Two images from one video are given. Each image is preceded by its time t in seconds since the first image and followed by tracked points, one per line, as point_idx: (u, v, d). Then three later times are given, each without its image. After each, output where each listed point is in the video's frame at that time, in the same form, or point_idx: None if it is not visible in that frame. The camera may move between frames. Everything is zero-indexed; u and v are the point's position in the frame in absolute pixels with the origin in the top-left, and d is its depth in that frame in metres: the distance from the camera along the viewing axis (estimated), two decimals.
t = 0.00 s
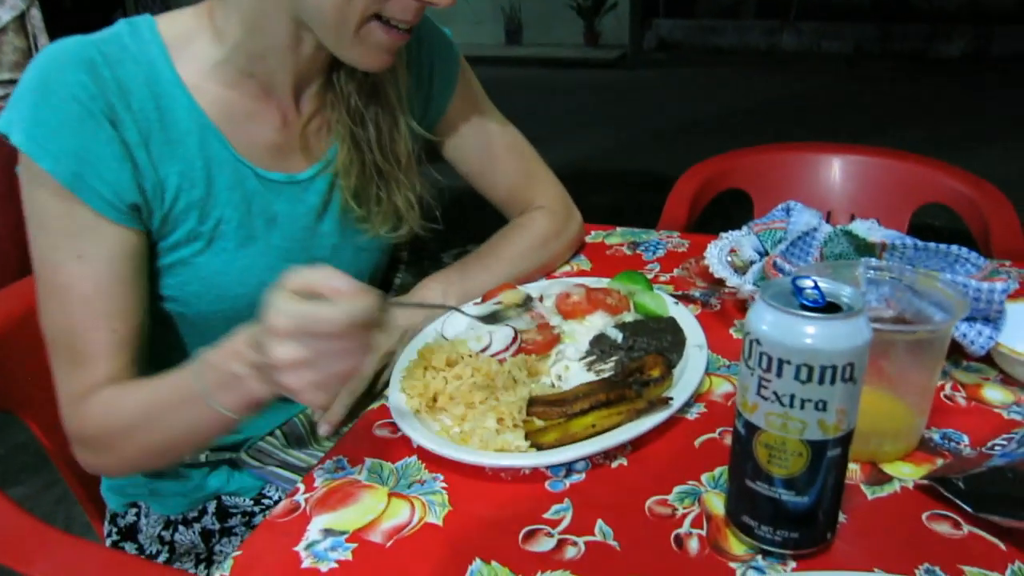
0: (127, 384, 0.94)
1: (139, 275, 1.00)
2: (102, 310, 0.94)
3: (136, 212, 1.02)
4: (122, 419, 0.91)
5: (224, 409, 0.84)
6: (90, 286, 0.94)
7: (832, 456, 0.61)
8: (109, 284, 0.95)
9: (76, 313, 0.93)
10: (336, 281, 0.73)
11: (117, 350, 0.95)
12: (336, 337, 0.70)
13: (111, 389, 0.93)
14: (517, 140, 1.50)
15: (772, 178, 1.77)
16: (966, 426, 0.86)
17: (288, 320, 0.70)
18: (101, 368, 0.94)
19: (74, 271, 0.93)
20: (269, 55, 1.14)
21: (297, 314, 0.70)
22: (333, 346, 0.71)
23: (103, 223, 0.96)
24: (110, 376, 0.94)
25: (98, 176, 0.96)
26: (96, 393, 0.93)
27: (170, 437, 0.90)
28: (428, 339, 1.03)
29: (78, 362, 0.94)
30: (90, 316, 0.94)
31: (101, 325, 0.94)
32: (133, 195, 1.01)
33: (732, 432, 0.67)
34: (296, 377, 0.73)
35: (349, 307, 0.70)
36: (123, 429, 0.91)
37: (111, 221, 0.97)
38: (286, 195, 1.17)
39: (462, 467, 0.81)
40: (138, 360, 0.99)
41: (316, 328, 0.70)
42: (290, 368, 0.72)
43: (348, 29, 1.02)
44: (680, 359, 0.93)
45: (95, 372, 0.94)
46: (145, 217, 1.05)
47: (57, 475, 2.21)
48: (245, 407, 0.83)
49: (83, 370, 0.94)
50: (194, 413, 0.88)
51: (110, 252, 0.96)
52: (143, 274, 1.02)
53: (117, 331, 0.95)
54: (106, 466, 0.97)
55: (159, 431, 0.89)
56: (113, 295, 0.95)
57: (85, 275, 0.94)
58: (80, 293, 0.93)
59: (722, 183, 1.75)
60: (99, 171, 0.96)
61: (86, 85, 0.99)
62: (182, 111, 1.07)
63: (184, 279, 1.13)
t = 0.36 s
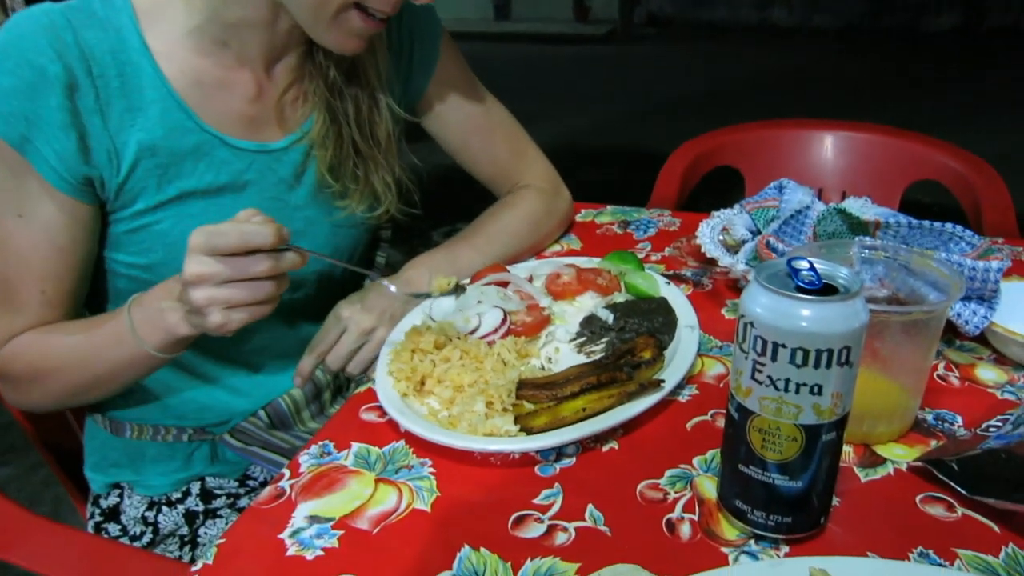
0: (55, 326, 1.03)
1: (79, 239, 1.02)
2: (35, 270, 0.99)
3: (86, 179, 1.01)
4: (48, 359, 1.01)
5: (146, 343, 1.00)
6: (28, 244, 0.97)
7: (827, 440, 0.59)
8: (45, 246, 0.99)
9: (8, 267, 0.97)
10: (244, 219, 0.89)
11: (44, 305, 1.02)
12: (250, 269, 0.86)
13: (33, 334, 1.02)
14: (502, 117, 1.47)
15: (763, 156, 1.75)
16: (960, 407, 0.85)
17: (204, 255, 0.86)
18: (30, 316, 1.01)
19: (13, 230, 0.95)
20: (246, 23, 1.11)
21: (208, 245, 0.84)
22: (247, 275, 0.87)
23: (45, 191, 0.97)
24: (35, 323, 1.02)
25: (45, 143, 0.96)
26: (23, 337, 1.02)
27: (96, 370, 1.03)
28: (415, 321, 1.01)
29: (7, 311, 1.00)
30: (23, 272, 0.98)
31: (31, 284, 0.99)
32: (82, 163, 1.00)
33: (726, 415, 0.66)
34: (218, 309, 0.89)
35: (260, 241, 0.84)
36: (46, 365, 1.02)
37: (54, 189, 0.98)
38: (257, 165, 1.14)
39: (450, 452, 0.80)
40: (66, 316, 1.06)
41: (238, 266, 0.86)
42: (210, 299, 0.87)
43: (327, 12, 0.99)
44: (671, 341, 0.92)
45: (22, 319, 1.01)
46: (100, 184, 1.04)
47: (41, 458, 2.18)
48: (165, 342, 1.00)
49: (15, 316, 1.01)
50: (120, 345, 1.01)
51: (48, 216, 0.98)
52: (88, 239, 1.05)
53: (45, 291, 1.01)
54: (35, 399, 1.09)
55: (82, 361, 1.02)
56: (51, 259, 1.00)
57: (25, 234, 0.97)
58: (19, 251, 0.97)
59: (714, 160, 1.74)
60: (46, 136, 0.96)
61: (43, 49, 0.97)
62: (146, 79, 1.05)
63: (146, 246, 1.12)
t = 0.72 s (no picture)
0: (69, 307, 1.02)
1: (93, 220, 1.02)
2: (48, 253, 0.98)
3: (101, 162, 1.01)
4: (64, 340, 1.01)
5: (178, 314, 1.00)
6: (41, 228, 0.96)
7: (816, 424, 0.60)
8: (60, 228, 0.98)
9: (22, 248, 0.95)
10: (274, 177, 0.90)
11: (59, 286, 1.01)
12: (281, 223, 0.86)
13: (47, 316, 1.01)
14: (491, 95, 1.47)
15: (753, 139, 1.75)
16: (947, 389, 0.86)
17: (239, 213, 0.87)
18: (41, 296, 1.00)
19: (28, 214, 0.94)
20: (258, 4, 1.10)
21: (239, 199, 0.86)
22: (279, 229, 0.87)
23: (61, 174, 0.96)
24: (48, 304, 1.01)
25: (62, 124, 0.95)
26: (35, 321, 1.00)
27: (118, 350, 1.03)
28: (406, 304, 1.00)
29: (20, 293, 0.99)
30: (36, 254, 0.97)
31: (46, 266, 0.98)
32: (97, 146, 0.99)
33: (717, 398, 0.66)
34: (255, 266, 0.89)
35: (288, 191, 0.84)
36: (64, 346, 1.01)
37: (70, 171, 0.97)
38: (267, 147, 1.15)
39: (441, 435, 0.80)
40: (76, 298, 1.05)
41: (271, 222, 0.87)
42: (248, 256, 0.88)
43: None
44: (663, 325, 0.92)
45: (35, 301, 1.00)
46: (113, 166, 1.04)
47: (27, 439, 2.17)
48: (199, 313, 1.00)
49: (25, 297, 0.99)
50: (142, 320, 1.01)
51: (64, 200, 0.97)
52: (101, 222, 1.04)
53: (60, 273, 1.00)
54: (48, 380, 1.07)
55: (102, 340, 1.02)
56: (65, 241, 0.98)
57: (39, 218, 0.95)
58: (31, 234, 0.95)
59: (704, 142, 1.74)
60: (62, 118, 0.95)
61: (59, 30, 0.95)
62: (160, 62, 1.03)
63: (155, 228, 1.11)
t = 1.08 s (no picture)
0: (115, 303, 1.06)
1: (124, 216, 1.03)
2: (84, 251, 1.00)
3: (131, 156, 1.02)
4: (111, 335, 1.03)
5: (247, 301, 1.05)
6: (82, 224, 0.98)
7: (817, 420, 0.60)
8: (99, 226, 1.00)
9: (63, 247, 0.98)
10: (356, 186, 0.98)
11: (98, 280, 1.03)
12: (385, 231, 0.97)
13: (93, 312, 1.04)
14: (493, 89, 1.47)
15: (751, 134, 1.75)
16: (945, 386, 0.86)
17: (349, 227, 0.95)
18: (82, 293, 1.03)
19: (65, 209, 0.96)
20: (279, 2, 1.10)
21: (356, 219, 0.94)
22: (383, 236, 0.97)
23: (93, 166, 0.97)
24: (90, 301, 1.04)
25: (92, 118, 0.95)
26: (82, 317, 1.04)
27: (162, 342, 1.06)
28: (407, 299, 1.01)
29: (60, 291, 1.02)
30: (76, 253, 0.99)
31: (84, 264, 1.01)
32: (128, 140, 1.00)
33: (718, 395, 0.66)
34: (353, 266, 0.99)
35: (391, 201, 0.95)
36: (111, 341, 1.04)
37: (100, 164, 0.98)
38: (284, 145, 1.16)
39: (444, 430, 0.80)
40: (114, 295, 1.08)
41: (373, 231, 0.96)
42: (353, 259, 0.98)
43: None
44: (663, 321, 0.93)
45: (75, 297, 1.03)
46: (139, 159, 1.05)
47: (23, 427, 2.17)
48: (268, 298, 1.05)
49: (66, 294, 1.02)
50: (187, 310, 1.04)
51: (98, 195, 0.99)
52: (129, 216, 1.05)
53: (101, 270, 1.03)
54: (78, 377, 1.09)
55: (151, 332, 1.04)
56: (104, 239, 1.01)
57: (76, 213, 0.97)
58: (69, 231, 0.98)
59: (703, 137, 1.74)
60: (92, 113, 0.95)
61: (90, 22, 0.95)
62: (184, 56, 1.04)
63: (173, 222, 1.12)
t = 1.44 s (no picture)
0: (77, 311, 1.04)
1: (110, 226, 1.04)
2: (59, 254, 1.00)
3: (123, 169, 1.03)
4: (71, 347, 1.03)
5: (199, 340, 1.03)
6: (58, 229, 0.98)
7: (807, 428, 0.61)
8: (76, 231, 1.00)
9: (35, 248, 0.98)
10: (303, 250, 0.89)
11: (68, 286, 1.03)
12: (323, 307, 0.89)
13: (54, 318, 1.03)
14: (492, 102, 1.48)
15: (746, 139, 1.76)
16: (936, 392, 0.87)
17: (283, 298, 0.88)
18: (50, 296, 1.02)
19: (45, 214, 0.97)
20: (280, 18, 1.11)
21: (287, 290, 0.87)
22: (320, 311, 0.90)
23: (82, 177, 0.98)
24: (54, 306, 1.03)
25: (85, 130, 0.97)
26: (43, 321, 1.03)
27: (122, 358, 1.05)
28: (404, 306, 1.02)
29: (28, 293, 1.01)
30: (51, 255, 0.99)
31: (57, 268, 1.00)
32: (121, 152, 1.02)
33: (711, 403, 0.67)
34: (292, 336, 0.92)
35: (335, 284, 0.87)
36: (72, 350, 1.03)
37: (92, 176, 0.99)
38: (283, 156, 1.18)
39: (441, 438, 0.81)
40: (84, 301, 1.07)
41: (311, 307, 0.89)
42: (288, 330, 0.91)
43: (368, 7, 1.00)
44: (657, 328, 0.93)
45: (44, 300, 1.02)
46: (131, 172, 1.06)
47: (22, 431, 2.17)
48: (218, 338, 1.03)
49: (35, 296, 1.02)
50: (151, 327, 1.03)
51: (81, 202, 0.99)
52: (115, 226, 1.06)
53: (71, 275, 1.02)
54: (54, 381, 1.08)
55: (110, 347, 1.04)
56: (79, 245, 1.01)
57: (54, 218, 0.98)
58: (46, 234, 0.98)
59: (698, 143, 1.75)
60: (85, 125, 0.97)
61: (90, 36, 0.97)
62: (184, 70, 1.06)
63: (168, 233, 1.14)
